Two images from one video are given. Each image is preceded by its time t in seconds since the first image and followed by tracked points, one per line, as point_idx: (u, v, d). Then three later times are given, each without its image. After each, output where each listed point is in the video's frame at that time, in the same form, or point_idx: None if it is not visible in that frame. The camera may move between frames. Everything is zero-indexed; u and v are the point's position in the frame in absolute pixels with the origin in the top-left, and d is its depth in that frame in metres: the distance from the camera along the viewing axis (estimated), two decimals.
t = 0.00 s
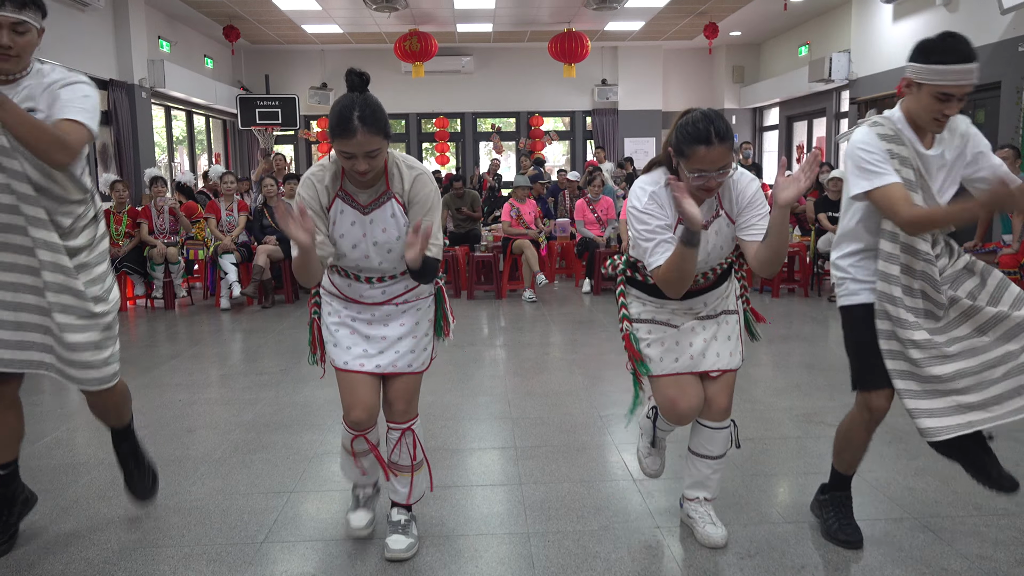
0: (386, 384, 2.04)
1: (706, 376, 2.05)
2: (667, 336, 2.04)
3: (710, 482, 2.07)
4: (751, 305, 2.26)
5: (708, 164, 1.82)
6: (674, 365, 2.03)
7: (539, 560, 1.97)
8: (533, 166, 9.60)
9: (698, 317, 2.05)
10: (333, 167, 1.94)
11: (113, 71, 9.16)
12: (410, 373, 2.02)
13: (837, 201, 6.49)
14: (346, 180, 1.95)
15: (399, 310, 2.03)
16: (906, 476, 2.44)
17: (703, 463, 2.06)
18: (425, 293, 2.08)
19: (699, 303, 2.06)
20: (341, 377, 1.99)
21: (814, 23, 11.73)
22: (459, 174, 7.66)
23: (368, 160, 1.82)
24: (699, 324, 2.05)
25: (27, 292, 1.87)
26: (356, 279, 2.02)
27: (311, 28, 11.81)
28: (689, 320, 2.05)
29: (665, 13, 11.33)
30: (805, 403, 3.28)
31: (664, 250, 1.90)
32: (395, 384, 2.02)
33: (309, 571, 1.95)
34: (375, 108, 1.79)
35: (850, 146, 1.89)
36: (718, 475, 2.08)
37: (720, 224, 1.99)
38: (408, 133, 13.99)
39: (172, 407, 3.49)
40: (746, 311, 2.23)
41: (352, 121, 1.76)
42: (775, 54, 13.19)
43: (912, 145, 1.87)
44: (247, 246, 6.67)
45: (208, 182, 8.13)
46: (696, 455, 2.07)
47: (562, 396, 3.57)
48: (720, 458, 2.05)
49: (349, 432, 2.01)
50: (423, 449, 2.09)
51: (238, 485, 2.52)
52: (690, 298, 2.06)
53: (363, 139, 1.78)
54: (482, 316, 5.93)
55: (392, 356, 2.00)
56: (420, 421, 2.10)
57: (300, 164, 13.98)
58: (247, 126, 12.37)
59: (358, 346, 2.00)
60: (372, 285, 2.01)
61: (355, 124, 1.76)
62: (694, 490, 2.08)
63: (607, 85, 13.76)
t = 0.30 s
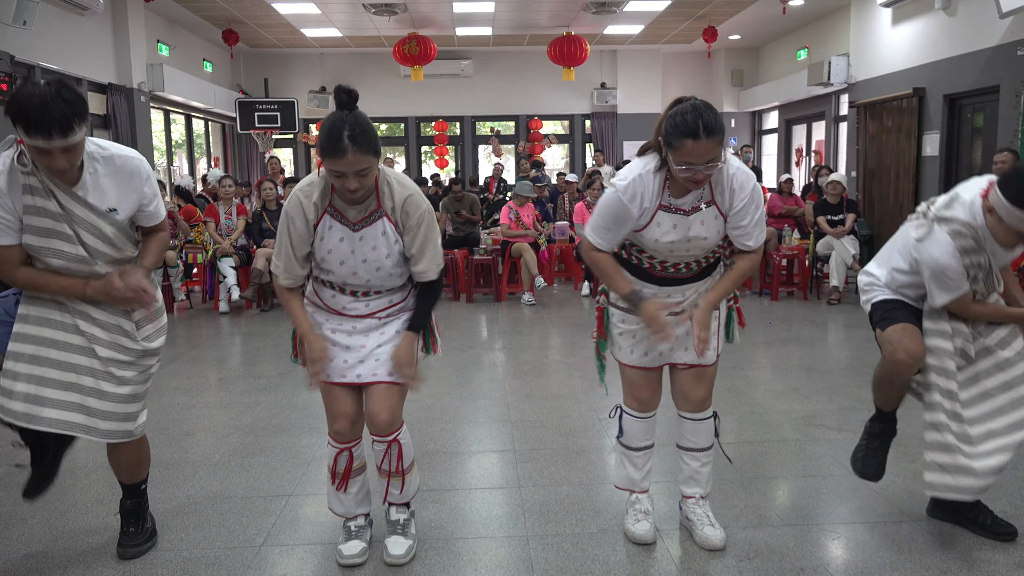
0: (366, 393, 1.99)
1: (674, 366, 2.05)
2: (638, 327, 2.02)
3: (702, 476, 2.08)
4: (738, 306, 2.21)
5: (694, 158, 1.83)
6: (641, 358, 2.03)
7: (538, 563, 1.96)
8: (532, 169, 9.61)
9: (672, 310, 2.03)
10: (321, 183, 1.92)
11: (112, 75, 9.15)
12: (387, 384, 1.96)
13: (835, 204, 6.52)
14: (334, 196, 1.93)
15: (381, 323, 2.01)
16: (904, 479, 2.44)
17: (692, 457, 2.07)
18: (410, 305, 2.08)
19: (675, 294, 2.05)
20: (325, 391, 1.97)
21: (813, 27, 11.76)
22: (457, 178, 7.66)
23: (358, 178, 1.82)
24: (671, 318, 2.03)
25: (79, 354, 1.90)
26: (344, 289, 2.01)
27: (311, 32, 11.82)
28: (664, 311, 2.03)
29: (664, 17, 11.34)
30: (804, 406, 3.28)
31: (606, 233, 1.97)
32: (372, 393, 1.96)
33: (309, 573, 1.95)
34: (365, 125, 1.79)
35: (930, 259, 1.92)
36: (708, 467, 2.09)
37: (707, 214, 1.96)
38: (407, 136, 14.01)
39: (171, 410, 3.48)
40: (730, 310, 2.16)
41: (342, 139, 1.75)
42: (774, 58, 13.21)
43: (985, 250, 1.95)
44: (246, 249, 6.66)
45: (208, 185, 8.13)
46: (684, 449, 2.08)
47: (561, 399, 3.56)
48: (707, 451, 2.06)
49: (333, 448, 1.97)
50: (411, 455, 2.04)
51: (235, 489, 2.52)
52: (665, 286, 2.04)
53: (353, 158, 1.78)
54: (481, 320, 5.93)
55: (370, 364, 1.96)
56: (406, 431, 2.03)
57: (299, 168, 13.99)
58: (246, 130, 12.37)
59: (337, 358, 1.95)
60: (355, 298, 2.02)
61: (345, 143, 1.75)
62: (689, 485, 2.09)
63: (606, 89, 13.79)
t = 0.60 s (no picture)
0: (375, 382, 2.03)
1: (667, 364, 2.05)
2: (631, 327, 2.04)
3: (693, 472, 2.08)
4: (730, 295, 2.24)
5: (690, 163, 1.81)
6: (633, 357, 2.04)
7: (535, 561, 1.97)
8: (528, 168, 9.61)
9: (661, 309, 2.04)
10: (321, 165, 1.93)
11: (107, 74, 9.13)
12: (400, 373, 2.01)
13: (831, 202, 6.53)
14: (334, 177, 1.94)
15: (387, 308, 2.02)
16: (898, 476, 2.45)
17: (683, 454, 2.07)
18: (415, 290, 2.08)
19: (666, 294, 2.05)
20: (331, 376, 2.00)
21: (808, 25, 11.77)
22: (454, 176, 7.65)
23: (358, 158, 1.81)
24: (662, 317, 2.04)
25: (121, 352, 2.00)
26: (347, 272, 2.01)
27: (306, 30, 11.81)
28: (655, 311, 2.05)
29: (660, 16, 11.35)
30: (800, 403, 3.29)
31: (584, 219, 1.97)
32: (383, 384, 2.01)
33: (303, 572, 1.95)
34: (366, 105, 1.79)
35: (932, 226, 1.86)
36: (699, 463, 2.08)
37: (697, 216, 1.97)
38: (403, 135, 14.00)
39: (168, 408, 3.49)
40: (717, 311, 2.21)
41: (342, 118, 1.76)
42: (770, 56, 13.22)
43: (987, 221, 1.89)
44: (242, 248, 6.66)
45: (203, 183, 8.11)
46: (675, 446, 2.07)
47: (557, 397, 3.57)
48: (700, 446, 2.06)
49: (337, 429, 1.99)
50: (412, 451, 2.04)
51: (232, 486, 2.52)
52: (657, 285, 2.05)
53: (353, 138, 1.78)
54: (478, 318, 5.93)
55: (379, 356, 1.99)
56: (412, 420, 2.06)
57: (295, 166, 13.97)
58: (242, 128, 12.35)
59: (346, 347, 1.99)
60: (361, 281, 2.01)
61: (345, 122, 1.76)
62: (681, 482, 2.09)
63: (602, 87, 13.80)
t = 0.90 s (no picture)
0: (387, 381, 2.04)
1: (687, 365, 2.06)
2: (650, 325, 2.03)
3: (694, 472, 2.09)
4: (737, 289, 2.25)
5: (698, 159, 1.83)
6: (654, 356, 2.02)
7: (533, 556, 1.97)
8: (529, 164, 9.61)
9: (680, 307, 2.04)
10: (335, 169, 1.92)
11: (108, 69, 9.13)
12: (411, 372, 2.03)
13: (831, 199, 6.51)
14: (348, 183, 1.94)
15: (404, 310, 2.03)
16: (898, 473, 2.45)
17: (684, 454, 2.08)
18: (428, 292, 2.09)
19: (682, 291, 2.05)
20: (345, 377, 1.99)
21: (809, 21, 11.75)
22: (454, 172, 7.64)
23: (377, 166, 1.82)
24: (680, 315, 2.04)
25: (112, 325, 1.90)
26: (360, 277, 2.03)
27: (307, 25, 11.79)
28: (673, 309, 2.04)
29: (661, 12, 11.34)
30: (799, 400, 3.29)
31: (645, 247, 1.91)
32: (395, 383, 2.03)
33: (306, 567, 1.95)
34: (378, 112, 1.78)
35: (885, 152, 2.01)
36: (701, 464, 2.10)
37: (706, 212, 2.01)
38: (403, 131, 13.99)
39: (168, 404, 3.49)
40: (733, 304, 2.21)
41: (359, 130, 1.75)
42: (770, 53, 13.21)
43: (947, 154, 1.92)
44: (242, 243, 6.66)
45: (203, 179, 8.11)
46: (679, 446, 2.09)
47: (556, 393, 3.58)
48: (703, 448, 2.07)
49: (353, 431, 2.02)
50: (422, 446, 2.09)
51: (232, 482, 2.52)
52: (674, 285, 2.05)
53: (371, 147, 1.78)
54: (477, 314, 5.94)
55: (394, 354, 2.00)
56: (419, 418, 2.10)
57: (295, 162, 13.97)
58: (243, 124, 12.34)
59: (361, 345, 1.99)
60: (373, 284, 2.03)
61: (362, 133, 1.75)
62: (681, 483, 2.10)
63: (603, 83, 13.78)
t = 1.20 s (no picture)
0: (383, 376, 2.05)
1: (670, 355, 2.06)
2: (634, 315, 2.03)
3: (691, 462, 2.10)
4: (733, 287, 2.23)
5: (689, 164, 1.84)
6: (638, 345, 2.03)
7: (537, 550, 1.98)
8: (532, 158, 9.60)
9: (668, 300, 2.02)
10: (339, 163, 1.91)
11: (111, 64, 9.13)
12: (405, 369, 2.01)
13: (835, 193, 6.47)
14: (350, 178, 1.93)
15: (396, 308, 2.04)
16: (901, 468, 2.45)
17: (682, 444, 2.09)
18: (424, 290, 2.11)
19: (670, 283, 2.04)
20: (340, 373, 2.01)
21: (813, 16, 11.71)
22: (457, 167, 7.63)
23: (386, 164, 1.82)
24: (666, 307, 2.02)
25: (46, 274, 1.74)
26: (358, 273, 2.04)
27: (310, 20, 11.78)
28: (660, 300, 2.02)
29: (665, 6, 11.30)
30: (803, 395, 3.29)
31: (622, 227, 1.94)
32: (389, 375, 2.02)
33: (311, 560, 1.96)
34: (386, 110, 1.78)
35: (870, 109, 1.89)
36: (698, 454, 2.11)
37: (699, 204, 1.99)
38: (407, 126, 13.97)
39: (174, 398, 3.50)
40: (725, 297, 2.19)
41: (369, 129, 1.75)
42: (774, 47, 13.17)
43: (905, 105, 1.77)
44: (246, 238, 6.67)
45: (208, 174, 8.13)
46: (676, 436, 2.10)
47: (559, 388, 3.58)
48: (699, 438, 2.08)
49: (348, 425, 2.03)
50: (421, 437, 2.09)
51: (237, 476, 2.53)
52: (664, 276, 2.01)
53: (382, 145, 1.78)
54: (480, 309, 5.94)
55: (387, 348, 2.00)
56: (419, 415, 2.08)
57: (299, 157, 13.97)
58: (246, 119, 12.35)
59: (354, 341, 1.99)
60: (371, 281, 2.04)
61: (373, 132, 1.75)
62: (681, 475, 2.11)
63: (606, 78, 13.75)
